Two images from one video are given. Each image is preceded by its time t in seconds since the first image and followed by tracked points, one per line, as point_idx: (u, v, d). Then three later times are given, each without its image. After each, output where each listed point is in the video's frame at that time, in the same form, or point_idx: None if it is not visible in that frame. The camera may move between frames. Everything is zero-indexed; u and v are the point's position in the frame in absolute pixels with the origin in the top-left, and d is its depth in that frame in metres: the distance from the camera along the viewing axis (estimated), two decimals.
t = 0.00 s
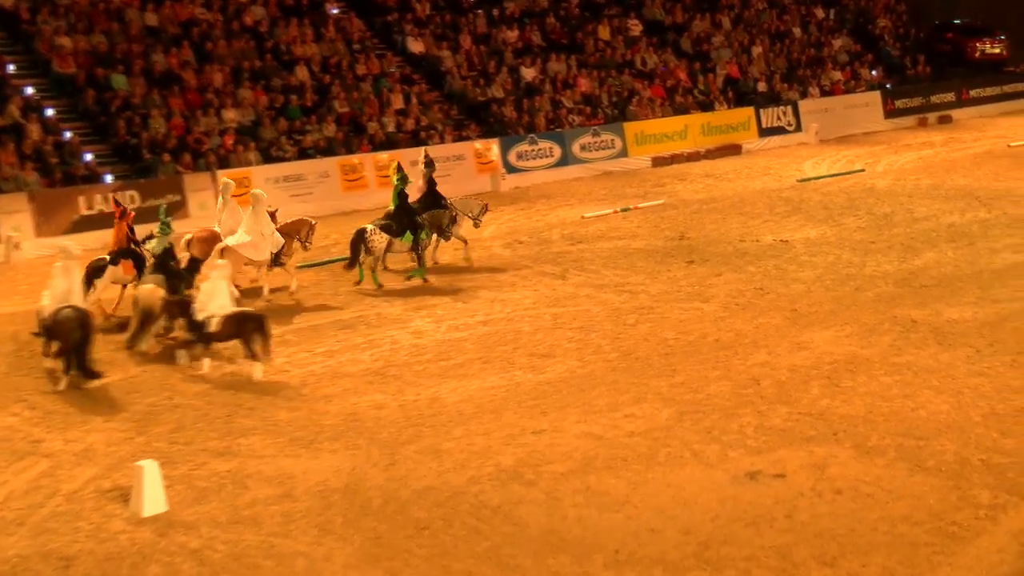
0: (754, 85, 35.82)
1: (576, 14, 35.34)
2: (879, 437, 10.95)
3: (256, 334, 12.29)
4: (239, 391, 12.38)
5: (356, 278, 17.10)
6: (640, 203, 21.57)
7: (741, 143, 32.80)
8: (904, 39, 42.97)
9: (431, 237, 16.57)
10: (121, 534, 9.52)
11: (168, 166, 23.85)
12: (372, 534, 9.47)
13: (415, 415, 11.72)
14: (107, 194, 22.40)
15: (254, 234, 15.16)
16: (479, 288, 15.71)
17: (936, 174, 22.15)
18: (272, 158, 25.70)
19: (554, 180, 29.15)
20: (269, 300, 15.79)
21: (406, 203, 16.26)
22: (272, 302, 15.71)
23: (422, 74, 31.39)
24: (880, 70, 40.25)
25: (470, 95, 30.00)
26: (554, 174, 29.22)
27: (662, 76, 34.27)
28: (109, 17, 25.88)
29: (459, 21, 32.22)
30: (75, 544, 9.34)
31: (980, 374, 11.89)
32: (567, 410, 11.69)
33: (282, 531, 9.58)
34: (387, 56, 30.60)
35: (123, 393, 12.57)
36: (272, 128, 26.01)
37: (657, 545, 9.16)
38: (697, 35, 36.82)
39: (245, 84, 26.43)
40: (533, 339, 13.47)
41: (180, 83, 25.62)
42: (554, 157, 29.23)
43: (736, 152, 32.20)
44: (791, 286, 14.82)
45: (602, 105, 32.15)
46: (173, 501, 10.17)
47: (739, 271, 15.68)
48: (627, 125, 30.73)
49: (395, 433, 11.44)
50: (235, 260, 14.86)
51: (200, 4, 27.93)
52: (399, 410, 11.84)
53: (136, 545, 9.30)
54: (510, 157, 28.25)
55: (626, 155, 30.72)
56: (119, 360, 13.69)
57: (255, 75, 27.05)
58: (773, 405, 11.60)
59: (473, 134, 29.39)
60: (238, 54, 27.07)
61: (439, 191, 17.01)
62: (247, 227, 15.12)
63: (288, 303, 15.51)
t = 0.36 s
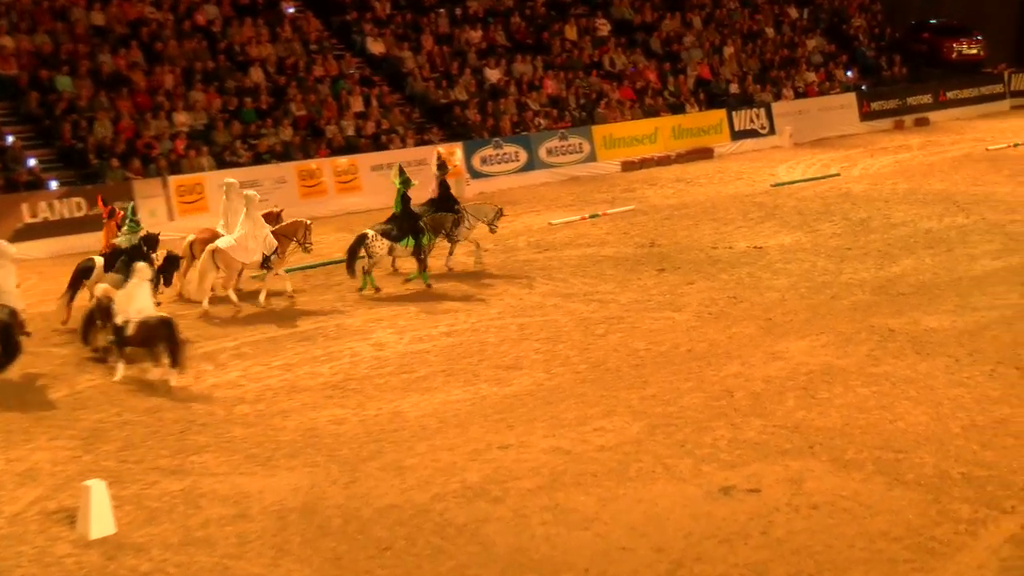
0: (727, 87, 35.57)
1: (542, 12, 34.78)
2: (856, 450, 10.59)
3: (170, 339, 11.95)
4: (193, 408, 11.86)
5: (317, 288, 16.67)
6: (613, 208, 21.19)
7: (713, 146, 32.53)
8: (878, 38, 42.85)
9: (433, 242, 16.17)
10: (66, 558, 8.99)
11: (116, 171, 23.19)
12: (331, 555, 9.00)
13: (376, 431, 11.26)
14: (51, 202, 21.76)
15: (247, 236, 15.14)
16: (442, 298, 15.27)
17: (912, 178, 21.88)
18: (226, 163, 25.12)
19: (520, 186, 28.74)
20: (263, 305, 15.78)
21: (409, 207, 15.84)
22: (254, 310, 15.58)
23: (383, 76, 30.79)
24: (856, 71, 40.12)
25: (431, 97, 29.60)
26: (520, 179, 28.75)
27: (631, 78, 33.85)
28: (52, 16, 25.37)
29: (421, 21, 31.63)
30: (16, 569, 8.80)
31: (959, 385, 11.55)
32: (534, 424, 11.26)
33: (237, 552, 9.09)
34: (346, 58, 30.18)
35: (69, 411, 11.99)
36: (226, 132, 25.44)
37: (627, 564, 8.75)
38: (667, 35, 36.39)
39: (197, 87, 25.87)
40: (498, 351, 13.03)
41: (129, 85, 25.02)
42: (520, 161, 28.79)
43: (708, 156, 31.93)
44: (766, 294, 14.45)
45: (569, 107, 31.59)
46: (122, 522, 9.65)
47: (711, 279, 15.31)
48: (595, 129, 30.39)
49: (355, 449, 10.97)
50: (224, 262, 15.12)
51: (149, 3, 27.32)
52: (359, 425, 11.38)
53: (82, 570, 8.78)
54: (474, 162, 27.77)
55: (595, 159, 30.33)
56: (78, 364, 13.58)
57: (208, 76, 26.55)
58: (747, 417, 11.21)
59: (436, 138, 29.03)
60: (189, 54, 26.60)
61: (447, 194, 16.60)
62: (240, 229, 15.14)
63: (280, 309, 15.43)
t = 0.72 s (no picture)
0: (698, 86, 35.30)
1: (507, 9, 34.59)
2: (833, 462, 10.24)
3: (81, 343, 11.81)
4: (144, 423, 11.36)
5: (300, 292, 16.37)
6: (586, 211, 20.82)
7: (684, 148, 32.00)
8: (853, 36, 42.70)
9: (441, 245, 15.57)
10: None
11: (62, 176, 22.59)
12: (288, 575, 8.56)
13: (336, 444, 10.82)
14: None
15: (244, 236, 14.84)
16: (406, 306, 14.83)
17: (889, 181, 21.60)
18: (178, 166, 24.37)
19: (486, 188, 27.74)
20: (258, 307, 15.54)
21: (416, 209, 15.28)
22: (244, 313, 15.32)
23: (343, 75, 30.07)
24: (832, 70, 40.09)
25: (393, 98, 29.00)
26: (486, 182, 27.71)
27: (600, 77, 33.31)
28: None
29: (381, 18, 30.92)
30: None
31: (939, 393, 11.21)
32: (500, 436, 10.85)
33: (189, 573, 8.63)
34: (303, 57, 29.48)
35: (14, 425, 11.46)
36: (178, 134, 24.73)
37: None
38: (637, 33, 35.95)
39: (147, 87, 25.18)
40: (463, 360, 12.59)
41: (77, 85, 24.50)
42: (486, 163, 27.71)
43: (679, 158, 31.41)
44: (739, 301, 14.09)
45: (536, 108, 31.13)
46: (68, 543, 9.15)
47: (683, 286, 14.95)
48: (561, 130, 29.57)
49: (314, 463, 10.53)
50: (218, 260, 14.88)
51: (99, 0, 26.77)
52: (319, 438, 10.93)
53: None
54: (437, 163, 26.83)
55: (562, 161, 29.49)
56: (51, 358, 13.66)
57: (159, 76, 25.93)
58: (720, 428, 10.84)
59: (397, 140, 28.47)
60: (139, 53, 25.95)
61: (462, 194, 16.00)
62: (236, 228, 14.86)
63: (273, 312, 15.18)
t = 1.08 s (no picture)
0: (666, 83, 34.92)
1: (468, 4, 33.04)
2: (806, 471, 9.90)
3: (0, 344, 11.60)
4: (90, 436, 10.87)
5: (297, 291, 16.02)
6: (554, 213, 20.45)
7: (651, 147, 31.25)
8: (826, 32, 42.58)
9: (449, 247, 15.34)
10: None
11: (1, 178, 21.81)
12: None
13: (291, 457, 10.38)
14: None
15: (237, 234, 14.57)
16: (363, 313, 14.39)
17: (861, 181, 21.33)
18: (122, 167, 23.51)
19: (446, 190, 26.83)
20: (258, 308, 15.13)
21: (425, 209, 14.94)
22: (240, 314, 14.95)
23: (295, 73, 29.22)
24: (803, 67, 39.89)
25: (349, 96, 28.00)
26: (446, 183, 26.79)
27: (564, 74, 32.60)
28: None
29: (336, 13, 29.75)
30: None
31: (914, 400, 10.90)
32: (462, 448, 10.44)
33: None
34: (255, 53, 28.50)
35: None
36: (124, 134, 23.89)
37: None
38: (602, 28, 35.50)
39: (91, 85, 24.22)
40: (423, 369, 12.16)
41: (17, 83, 23.62)
42: (446, 164, 26.80)
43: (647, 158, 30.64)
44: (707, 306, 13.74)
45: (498, 107, 30.23)
46: (7, 563, 8.66)
47: (650, 290, 14.60)
48: (526, 129, 28.61)
49: (268, 476, 10.09)
50: (213, 259, 14.61)
51: None
52: (272, 451, 10.49)
53: None
54: (396, 165, 25.91)
55: (526, 162, 28.54)
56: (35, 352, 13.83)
57: (103, 73, 24.91)
58: (689, 437, 10.48)
59: (354, 139, 27.19)
60: (81, 49, 25.02)
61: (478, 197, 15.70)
62: (231, 226, 14.58)
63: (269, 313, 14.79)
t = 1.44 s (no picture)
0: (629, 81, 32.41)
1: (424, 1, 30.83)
2: (774, 480, 9.61)
3: None
4: (30, 451, 10.41)
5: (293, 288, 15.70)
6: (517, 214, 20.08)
7: (616, 146, 29.03)
8: (792, 27, 40.00)
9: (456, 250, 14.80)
10: None
11: None
12: None
13: (241, 469, 10.00)
14: None
15: (232, 232, 14.32)
16: (315, 318, 13.98)
17: (828, 181, 21.09)
18: (64, 168, 21.99)
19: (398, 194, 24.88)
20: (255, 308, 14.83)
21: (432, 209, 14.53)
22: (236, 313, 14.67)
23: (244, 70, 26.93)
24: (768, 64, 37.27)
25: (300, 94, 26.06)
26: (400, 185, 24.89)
27: (523, 71, 30.24)
28: None
29: (286, 7, 27.73)
30: None
31: (883, 406, 10.64)
32: (419, 458, 10.09)
33: None
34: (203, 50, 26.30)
35: None
36: (65, 133, 22.36)
37: None
38: (563, 23, 33.04)
39: (29, 83, 22.70)
40: (378, 376, 11.78)
41: None
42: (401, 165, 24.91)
43: (610, 158, 28.45)
44: (671, 311, 13.40)
45: (455, 104, 28.05)
46: None
47: (614, 294, 14.27)
48: (482, 128, 26.57)
49: (217, 489, 9.69)
50: (205, 258, 14.37)
51: None
52: (222, 463, 10.10)
53: None
54: (349, 165, 24.09)
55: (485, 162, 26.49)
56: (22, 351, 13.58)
57: (42, 71, 23.34)
58: (653, 445, 10.17)
59: (307, 139, 25.28)
60: (18, 45, 23.39)
61: (492, 200, 14.87)
62: (226, 225, 14.33)
63: (266, 313, 14.49)
